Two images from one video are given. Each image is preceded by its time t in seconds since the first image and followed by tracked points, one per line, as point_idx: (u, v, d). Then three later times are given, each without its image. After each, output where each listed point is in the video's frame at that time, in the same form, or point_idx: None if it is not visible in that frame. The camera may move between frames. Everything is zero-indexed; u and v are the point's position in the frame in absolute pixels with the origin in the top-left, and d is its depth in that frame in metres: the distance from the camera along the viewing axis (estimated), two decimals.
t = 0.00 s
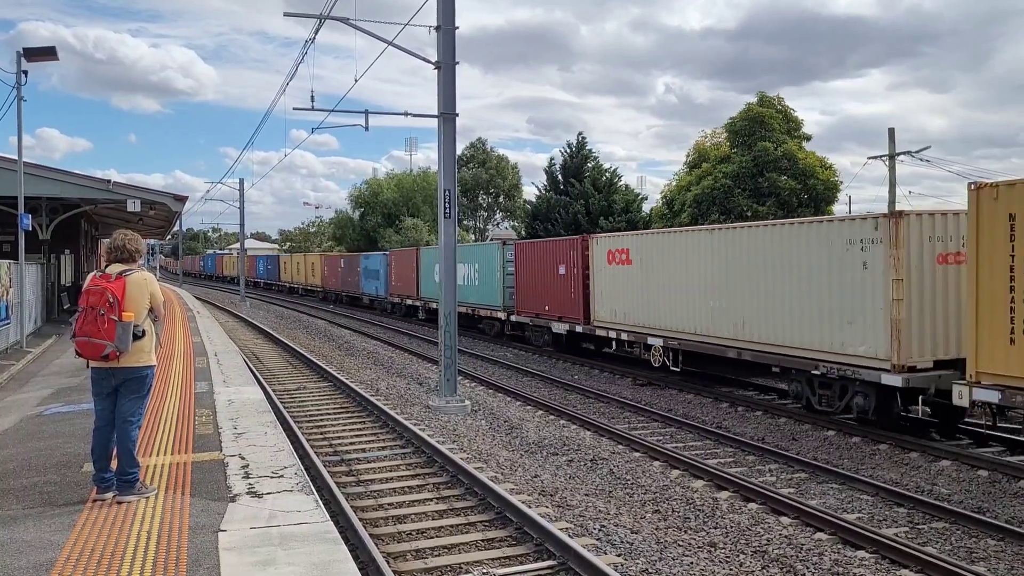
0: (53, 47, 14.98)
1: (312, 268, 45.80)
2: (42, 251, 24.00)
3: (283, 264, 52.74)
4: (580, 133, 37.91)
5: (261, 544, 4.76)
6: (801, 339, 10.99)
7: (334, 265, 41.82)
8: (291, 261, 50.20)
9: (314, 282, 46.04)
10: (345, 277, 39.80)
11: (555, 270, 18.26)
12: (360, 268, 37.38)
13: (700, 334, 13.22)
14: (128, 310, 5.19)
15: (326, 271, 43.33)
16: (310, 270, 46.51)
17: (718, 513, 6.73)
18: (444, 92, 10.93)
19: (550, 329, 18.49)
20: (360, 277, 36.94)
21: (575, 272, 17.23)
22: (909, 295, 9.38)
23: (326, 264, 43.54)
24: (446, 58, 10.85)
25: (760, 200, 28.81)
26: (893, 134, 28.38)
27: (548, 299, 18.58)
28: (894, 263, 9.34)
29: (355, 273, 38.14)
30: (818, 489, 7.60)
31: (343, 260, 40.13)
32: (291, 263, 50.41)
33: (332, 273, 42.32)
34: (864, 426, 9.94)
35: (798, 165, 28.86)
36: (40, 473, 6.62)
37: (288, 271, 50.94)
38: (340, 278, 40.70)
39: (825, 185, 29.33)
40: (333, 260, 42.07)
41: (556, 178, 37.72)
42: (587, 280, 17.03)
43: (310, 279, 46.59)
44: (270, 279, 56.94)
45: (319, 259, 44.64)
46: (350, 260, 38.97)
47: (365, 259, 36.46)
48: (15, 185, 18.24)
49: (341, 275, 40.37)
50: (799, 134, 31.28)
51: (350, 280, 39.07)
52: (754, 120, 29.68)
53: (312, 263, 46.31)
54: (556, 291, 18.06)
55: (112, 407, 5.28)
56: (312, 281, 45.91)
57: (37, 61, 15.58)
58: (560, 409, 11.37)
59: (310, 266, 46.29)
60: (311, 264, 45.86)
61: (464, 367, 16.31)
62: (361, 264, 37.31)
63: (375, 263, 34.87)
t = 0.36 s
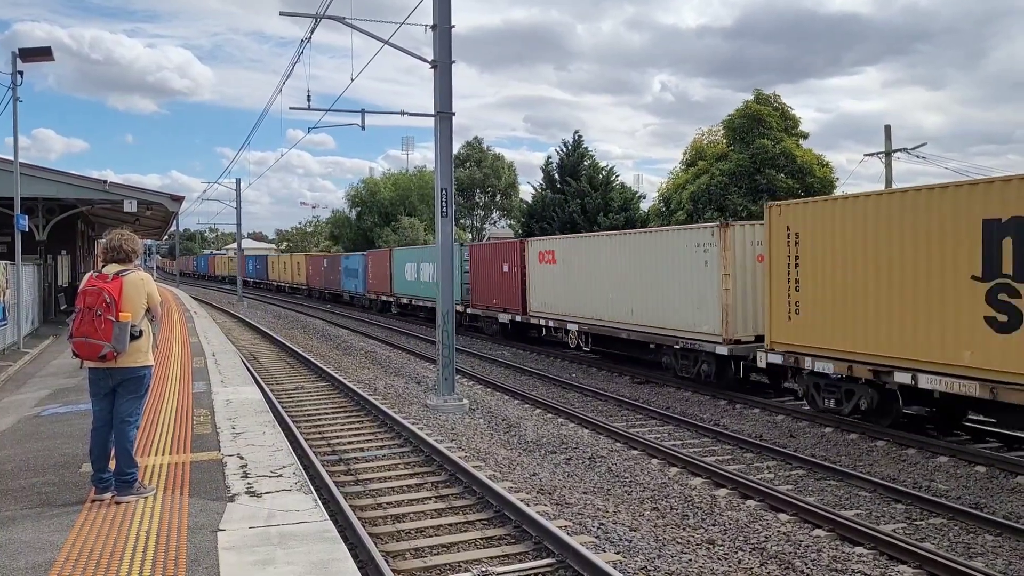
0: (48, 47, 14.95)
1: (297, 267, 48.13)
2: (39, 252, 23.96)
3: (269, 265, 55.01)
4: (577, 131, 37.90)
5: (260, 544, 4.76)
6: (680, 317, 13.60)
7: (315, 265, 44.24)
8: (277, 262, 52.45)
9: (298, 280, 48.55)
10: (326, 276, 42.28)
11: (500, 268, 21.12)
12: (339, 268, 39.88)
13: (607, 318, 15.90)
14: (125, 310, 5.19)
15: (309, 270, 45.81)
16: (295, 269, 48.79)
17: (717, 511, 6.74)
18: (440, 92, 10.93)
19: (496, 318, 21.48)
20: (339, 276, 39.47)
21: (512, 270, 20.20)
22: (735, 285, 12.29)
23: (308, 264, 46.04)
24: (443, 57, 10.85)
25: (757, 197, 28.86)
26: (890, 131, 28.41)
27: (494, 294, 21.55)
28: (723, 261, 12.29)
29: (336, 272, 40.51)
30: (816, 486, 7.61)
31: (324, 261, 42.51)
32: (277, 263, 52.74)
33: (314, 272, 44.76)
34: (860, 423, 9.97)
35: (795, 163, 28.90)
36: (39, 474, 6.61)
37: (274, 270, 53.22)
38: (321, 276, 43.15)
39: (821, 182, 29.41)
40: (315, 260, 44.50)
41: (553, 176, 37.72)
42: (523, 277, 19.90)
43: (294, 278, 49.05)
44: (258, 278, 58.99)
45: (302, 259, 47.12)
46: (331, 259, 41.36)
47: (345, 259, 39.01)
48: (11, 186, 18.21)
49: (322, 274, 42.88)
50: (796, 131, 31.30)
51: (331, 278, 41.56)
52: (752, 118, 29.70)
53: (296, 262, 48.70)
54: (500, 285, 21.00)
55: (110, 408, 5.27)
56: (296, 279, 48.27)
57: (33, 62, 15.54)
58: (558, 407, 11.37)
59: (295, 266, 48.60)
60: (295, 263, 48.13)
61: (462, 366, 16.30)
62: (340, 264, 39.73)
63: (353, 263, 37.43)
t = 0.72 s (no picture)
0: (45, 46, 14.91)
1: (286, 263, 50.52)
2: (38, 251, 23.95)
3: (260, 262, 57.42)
4: (575, 125, 37.84)
5: (263, 541, 4.76)
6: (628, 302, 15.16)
7: (302, 261, 47.00)
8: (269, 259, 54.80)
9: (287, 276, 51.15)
10: (311, 272, 44.89)
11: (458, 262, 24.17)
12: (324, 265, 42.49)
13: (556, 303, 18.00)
14: (125, 309, 5.18)
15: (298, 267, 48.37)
16: (286, 266, 51.12)
17: (719, 502, 6.75)
18: (437, 87, 10.90)
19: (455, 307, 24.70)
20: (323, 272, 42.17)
21: (468, 265, 23.26)
22: (623, 274, 15.50)
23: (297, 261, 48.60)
24: (440, 52, 10.81)
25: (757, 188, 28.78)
26: (889, 121, 28.37)
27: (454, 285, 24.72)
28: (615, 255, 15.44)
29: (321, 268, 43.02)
30: (818, 477, 7.62)
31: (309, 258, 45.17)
32: (268, 260, 55.19)
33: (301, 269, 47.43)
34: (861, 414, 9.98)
35: (794, 154, 28.89)
36: (42, 473, 6.62)
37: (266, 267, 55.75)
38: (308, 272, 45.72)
39: (820, 173, 29.38)
40: (302, 257, 47.08)
41: (551, 171, 37.68)
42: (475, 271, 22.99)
43: (284, 274, 51.69)
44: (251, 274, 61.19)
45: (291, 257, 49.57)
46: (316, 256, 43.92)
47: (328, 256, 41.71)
48: (10, 187, 18.18)
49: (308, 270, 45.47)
50: (794, 123, 31.24)
51: (316, 275, 44.34)
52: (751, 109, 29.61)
53: (285, 260, 51.15)
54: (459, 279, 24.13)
55: (111, 407, 5.27)
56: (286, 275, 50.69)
57: (30, 61, 15.51)
58: (559, 401, 11.38)
59: (286, 262, 51.01)
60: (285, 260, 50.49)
61: (462, 361, 16.31)
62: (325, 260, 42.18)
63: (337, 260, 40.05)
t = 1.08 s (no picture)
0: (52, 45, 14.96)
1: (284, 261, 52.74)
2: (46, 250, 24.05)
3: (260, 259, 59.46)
4: (580, 122, 37.80)
5: (271, 537, 4.78)
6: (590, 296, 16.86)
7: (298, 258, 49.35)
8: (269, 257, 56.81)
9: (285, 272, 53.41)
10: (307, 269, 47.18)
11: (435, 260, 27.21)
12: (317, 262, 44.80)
13: (514, 297, 20.95)
14: (132, 306, 5.20)
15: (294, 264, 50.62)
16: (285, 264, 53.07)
17: (726, 499, 6.74)
18: (442, 85, 10.90)
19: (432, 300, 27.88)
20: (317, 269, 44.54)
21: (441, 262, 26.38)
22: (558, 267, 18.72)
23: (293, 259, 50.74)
24: (446, 49, 10.81)
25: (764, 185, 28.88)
26: (895, 117, 28.24)
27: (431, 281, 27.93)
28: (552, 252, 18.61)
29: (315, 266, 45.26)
30: (824, 473, 7.60)
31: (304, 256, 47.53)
32: (269, 257, 57.28)
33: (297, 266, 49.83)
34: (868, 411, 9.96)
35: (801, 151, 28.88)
36: (51, 471, 6.66)
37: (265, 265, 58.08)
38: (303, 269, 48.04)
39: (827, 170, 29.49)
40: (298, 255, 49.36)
41: (556, 168, 37.63)
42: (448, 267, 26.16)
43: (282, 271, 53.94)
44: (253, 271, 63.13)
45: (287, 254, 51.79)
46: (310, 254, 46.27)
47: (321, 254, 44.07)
48: (18, 185, 18.25)
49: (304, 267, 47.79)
50: (801, 118, 31.12)
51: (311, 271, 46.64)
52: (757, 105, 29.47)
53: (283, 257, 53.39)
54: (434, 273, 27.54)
55: (119, 405, 5.29)
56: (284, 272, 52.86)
57: (37, 60, 15.56)
58: (565, 398, 11.38)
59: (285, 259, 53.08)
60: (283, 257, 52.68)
61: (468, 358, 16.32)
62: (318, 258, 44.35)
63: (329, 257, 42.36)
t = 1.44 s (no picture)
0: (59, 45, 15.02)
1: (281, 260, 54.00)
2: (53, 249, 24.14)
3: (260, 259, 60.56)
4: (586, 122, 37.77)
5: (277, 537, 4.79)
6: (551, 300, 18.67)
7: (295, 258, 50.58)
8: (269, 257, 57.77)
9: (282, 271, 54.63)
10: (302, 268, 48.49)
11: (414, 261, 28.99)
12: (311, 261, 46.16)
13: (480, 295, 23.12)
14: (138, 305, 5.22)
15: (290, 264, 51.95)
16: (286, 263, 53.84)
17: (731, 501, 6.73)
18: (449, 85, 10.90)
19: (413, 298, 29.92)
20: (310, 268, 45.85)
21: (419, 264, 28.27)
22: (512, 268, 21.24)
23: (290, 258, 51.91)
24: (452, 48, 10.81)
25: (771, 187, 28.76)
26: (903, 118, 28.13)
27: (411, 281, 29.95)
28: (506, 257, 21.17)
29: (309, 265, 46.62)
30: (830, 475, 7.58)
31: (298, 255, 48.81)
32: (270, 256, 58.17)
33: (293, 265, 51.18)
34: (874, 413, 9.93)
35: (807, 152, 28.80)
36: (59, 469, 6.69)
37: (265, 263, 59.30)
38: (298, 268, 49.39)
39: (834, 171, 29.36)
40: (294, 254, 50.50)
41: (562, 168, 37.58)
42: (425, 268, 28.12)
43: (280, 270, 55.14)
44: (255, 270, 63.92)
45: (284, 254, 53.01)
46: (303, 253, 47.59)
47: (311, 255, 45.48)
48: (25, 184, 18.33)
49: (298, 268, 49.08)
50: (808, 119, 31.01)
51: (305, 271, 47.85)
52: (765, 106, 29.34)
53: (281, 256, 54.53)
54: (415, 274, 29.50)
55: (125, 403, 5.31)
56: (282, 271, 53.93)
57: (45, 59, 15.62)
58: (570, 399, 11.38)
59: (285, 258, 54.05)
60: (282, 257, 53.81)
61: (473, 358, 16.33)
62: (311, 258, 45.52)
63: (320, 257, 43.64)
